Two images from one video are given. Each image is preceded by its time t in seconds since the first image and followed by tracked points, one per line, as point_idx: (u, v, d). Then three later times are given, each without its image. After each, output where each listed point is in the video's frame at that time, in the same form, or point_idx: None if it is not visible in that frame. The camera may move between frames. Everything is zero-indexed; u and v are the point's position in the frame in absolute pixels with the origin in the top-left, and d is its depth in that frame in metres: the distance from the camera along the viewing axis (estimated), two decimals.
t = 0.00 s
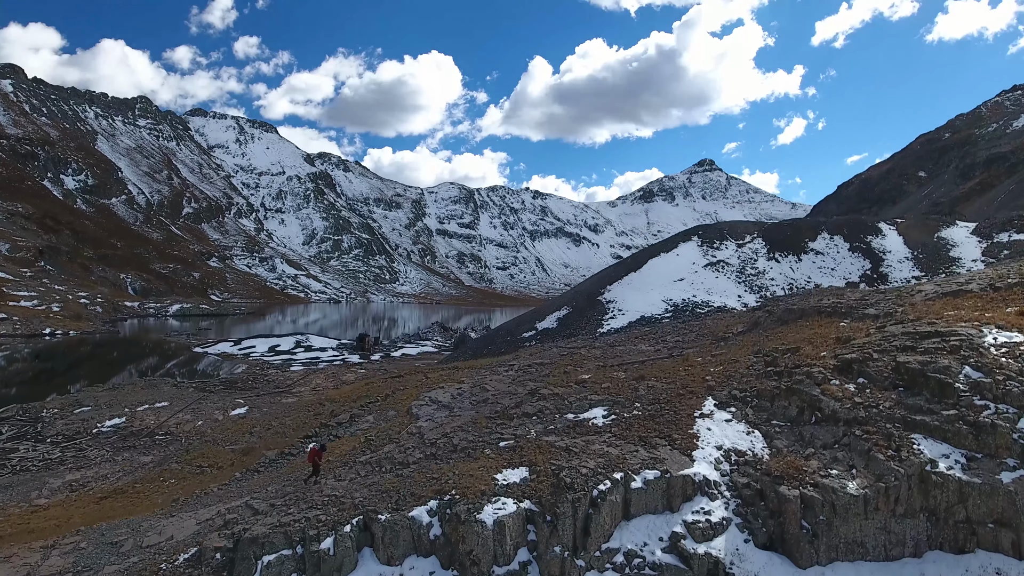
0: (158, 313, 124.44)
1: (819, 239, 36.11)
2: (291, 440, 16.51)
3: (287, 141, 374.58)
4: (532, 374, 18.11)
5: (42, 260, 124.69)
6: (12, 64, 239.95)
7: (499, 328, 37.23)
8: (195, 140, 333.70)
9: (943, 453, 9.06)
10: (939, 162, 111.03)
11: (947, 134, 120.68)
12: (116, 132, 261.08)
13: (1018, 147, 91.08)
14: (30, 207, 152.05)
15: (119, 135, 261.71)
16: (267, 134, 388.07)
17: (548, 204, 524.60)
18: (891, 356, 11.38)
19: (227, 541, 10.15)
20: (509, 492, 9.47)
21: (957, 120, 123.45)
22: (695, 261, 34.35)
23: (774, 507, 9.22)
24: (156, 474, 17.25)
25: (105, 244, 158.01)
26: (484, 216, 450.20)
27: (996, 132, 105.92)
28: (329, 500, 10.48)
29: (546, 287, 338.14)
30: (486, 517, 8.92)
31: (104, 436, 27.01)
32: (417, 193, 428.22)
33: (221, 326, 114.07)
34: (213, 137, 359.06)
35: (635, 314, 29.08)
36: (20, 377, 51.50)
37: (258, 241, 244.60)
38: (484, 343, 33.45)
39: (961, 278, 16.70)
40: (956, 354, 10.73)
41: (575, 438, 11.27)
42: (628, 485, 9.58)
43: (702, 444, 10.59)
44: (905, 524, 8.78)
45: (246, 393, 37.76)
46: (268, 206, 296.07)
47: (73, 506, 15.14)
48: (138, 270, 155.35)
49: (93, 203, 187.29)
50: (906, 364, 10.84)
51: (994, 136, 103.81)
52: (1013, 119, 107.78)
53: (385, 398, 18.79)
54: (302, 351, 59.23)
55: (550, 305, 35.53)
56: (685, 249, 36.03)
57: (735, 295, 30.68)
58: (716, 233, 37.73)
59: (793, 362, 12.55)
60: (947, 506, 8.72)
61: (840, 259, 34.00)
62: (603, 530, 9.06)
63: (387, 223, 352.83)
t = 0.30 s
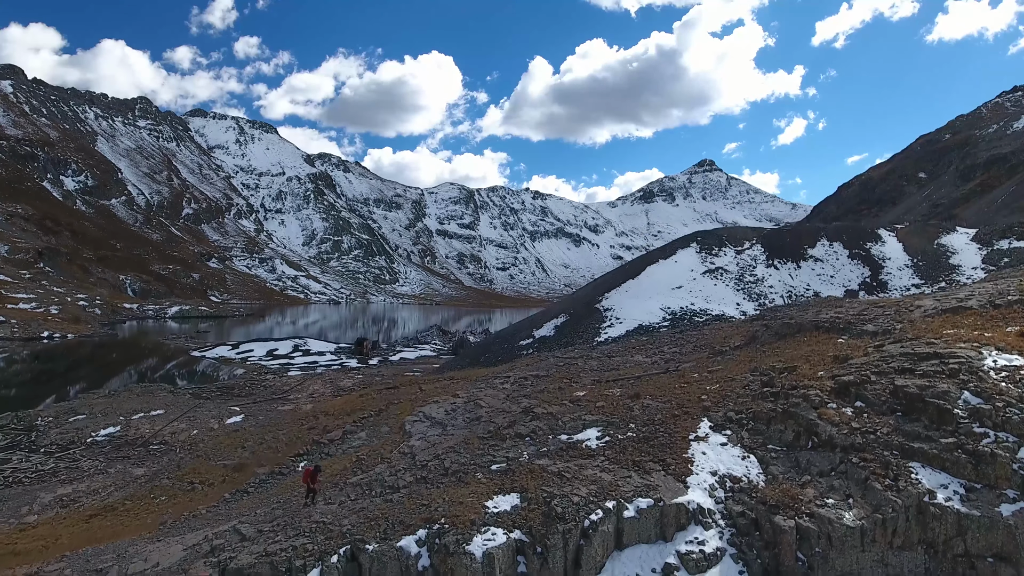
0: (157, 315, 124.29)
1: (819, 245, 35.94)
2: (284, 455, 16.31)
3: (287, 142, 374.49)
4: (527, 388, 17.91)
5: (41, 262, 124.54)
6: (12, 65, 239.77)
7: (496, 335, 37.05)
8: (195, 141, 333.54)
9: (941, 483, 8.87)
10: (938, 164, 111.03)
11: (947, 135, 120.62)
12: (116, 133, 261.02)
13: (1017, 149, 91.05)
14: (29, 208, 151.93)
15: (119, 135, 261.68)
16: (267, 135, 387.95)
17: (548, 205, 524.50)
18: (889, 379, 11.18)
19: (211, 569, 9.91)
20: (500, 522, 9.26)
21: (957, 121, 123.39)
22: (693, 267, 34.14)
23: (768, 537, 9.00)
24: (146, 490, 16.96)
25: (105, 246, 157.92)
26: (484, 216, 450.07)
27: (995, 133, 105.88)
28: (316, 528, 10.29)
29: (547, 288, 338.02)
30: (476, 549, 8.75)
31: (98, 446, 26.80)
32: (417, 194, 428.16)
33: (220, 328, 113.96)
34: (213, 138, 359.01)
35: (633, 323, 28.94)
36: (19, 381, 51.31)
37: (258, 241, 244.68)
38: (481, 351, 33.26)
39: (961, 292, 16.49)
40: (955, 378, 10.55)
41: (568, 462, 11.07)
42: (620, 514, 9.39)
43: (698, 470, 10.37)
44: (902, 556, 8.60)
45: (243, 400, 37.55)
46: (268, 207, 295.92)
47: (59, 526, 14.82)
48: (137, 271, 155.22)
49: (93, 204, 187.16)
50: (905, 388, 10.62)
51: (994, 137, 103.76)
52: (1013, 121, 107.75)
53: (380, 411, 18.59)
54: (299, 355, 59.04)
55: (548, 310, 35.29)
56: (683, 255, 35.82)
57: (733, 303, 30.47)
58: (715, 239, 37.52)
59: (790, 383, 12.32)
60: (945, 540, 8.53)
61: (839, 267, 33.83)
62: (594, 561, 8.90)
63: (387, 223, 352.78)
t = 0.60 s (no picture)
0: (155, 317, 124.13)
1: (818, 252, 35.72)
2: (274, 473, 16.11)
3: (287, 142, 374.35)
4: (524, 403, 17.78)
5: (41, 264, 124.41)
6: (11, 66, 239.64)
7: (492, 343, 36.93)
8: (194, 141, 333.23)
9: (941, 515, 8.68)
10: (939, 165, 110.93)
11: (947, 136, 120.59)
12: (116, 134, 260.87)
13: (1017, 150, 90.88)
14: (29, 209, 151.75)
15: (118, 136, 261.52)
16: (266, 135, 387.81)
17: (548, 206, 524.39)
18: (888, 402, 10.99)
19: None
20: (489, 555, 9.08)
21: (957, 122, 123.24)
22: (691, 275, 33.94)
23: (763, 568, 8.81)
24: (138, 507, 16.75)
25: (104, 247, 157.79)
26: (484, 217, 449.86)
27: (995, 134, 105.76)
28: (305, 556, 10.12)
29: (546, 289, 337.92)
30: None
31: (92, 457, 26.63)
32: (417, 194, 427.97)
33: (219, 330, 113.88)
34: (212, 139, 358.91)
35: (631, 332, 28.78)
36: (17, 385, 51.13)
37: (258, 242, 244.55)
38: (476, 360, 33.11)
39: (962, 307, 16.29)
40: (955, 405, 10.36)
41: (560, 488, 10.90)
42: (613, 545, 9.18)
43: (693, 498, 10.17)
44: None
45: (239, 407, 37.38)
46: (267, 208, 295.73)
47: (47, 546, 14.60)
48: (137, 272, 155.02)
49: (92, 206, 186.95)
50: (903, 414, 10.43)
51: (994, 138, 103.65)
52: (1013, 122, 107.65)
53: (374, 425, 18.43)
54: (297, 360, 58.93)
55: (545, 318, 35.06)
56: (682, 262, 35.60)
57: (731, 311, 30.36)
58: (713, 246, 37.29)
59: (788, 405, 12.10)
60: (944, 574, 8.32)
61: (838, 274, 33.65)
62: None
63: (387, 224, 352.76)
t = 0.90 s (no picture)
0: (154, 320, 123.91)
1: (817, 259, 35.50)
2: (265, 490, 15.90)
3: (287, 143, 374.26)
4: (519, 418, 17.59)
5: (39, 266, 124.20)
6: (11, 67, 239.53)
7: (488, 351, 36.77)
8: (194, 142, 333.00)
9: (938, 548, 8.47)
10: (938, 167, 110.80)
11: (947, 137, 120.50)
12: (115, 135, 260.67)
13: (1017, 151, 90.68)
14: (28, 211, 151.56)
15: (118, 137, 261.31)
16: (266, 136, 387.64)
17: (548, 206, 524.30)
18: (886, 427, 10.79)
19: None
20: None
21: (956, 123, 123.09)
22: (690, 282, 33.73)
23: None
24: (127, 525, 16.50)
25: (103, 248, 157.73)
26: (484, 217, 449.54)
27: (995, 135, 105.56)
28: None
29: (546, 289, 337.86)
30: None
31: (86, 467, 26.47)
32: (417, 195, 427.66)
33: (218, 332, 113.59)
34: (212, 140, 358.70)
35: (628, 340, 28.63)
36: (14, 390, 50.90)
37: (257, 243, 244.37)
38: (473, 368, 32.91)
39: (960, 323, 16.12)
40: (954, 432, 10.14)
41: (552, 515, 10.70)
42: None
43: (685, 527, 9.97)
44: None
45: (235, 414, 37.25)
46: (267, 209, 295.68)
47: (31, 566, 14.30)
48: (136, 274, 154.78)
49: (91, 207, 186.84)
50: (901, 440, 10.21)
51: (995, 139, 103.52)
52: (1013, 123, 107.51)
53: (367, 441, 18.23)
54: (295, 365, 58.69)
55: (544, 326, 34.81)
56: (680, 269, 35.39)
57: (729, 320, 30.20)
58: (712, 253, 37.09)
59: (784, 428, 11.91)
60: None
61: (837, 281, 33.45)
62: None
63: (386, 224, 352.64)
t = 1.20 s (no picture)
0: (153, 321, 123.76)
1: (816, 266, 35.28)
2: (257, 509, 15.70)
3: (286, 143, 374.09)
4: (515, 433, 17.41)
5: (38, 267, 124.05)
6: (10, 67, 239.32)
7: (486, 358, 36.60)
8: (193, 142, 332.87)
9: None
10: (938, 169, 110.63)
11: (947, 138, 120.29)
12: (114, 135, 260.59)
13: (1018, 153, 90.43)
14: (27, 212, 151.45)
15: (117, 138, 261.24)
16: (266, 136, 387.49)
17: (547, 207, 524.13)
18: (885, 454, 10.58)
19: None
20: None
21: (956, 125, 122.88)
22: (688, 289, 33.55)
23: None
24: (118, 543, 16.28)
25: (102, 249, 157.62)
26: (483, 218, 449.31)
27: (995, 137, 105.37)
28: None
29: (545, 290, 337.94)
30: None
31: (80, 478, 26.30)
32: (417, 195, 427.57)
33: (217, 334, 113.48)
34: (212, 140, 358.54)
35: (626, 350, 28.49)
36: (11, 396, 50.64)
37: (256, 244, 244.21)
38: (469, 377, 32.72)
39: (960, 339, 15.93)
40: (954, 460, 9.95)
41: (546, 543, 10.52)
42: None
43: (680, 558, 9.77)
44: None
45: (232, 422, 37.01)
46: (266, 209, 295.59)
47: None
48: (135, 275, 154.63)
49: (90, 207, 186.71)
50: (901, 468, 10.01)
51: (995, 141, 103.43)
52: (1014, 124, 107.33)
53: (361, 456, 18.03)
54: (293, 369, 58.55)
55: (541, 334, 34.61)
56: (678, 276, 35.20)
57: (728, 328, 30.10)
58: (711, 259, 36.88)
59: (781, 452, 11.70)
60: None
61: (836, 290, 33.29)
62: None
63: (386, 225, 352.58)
